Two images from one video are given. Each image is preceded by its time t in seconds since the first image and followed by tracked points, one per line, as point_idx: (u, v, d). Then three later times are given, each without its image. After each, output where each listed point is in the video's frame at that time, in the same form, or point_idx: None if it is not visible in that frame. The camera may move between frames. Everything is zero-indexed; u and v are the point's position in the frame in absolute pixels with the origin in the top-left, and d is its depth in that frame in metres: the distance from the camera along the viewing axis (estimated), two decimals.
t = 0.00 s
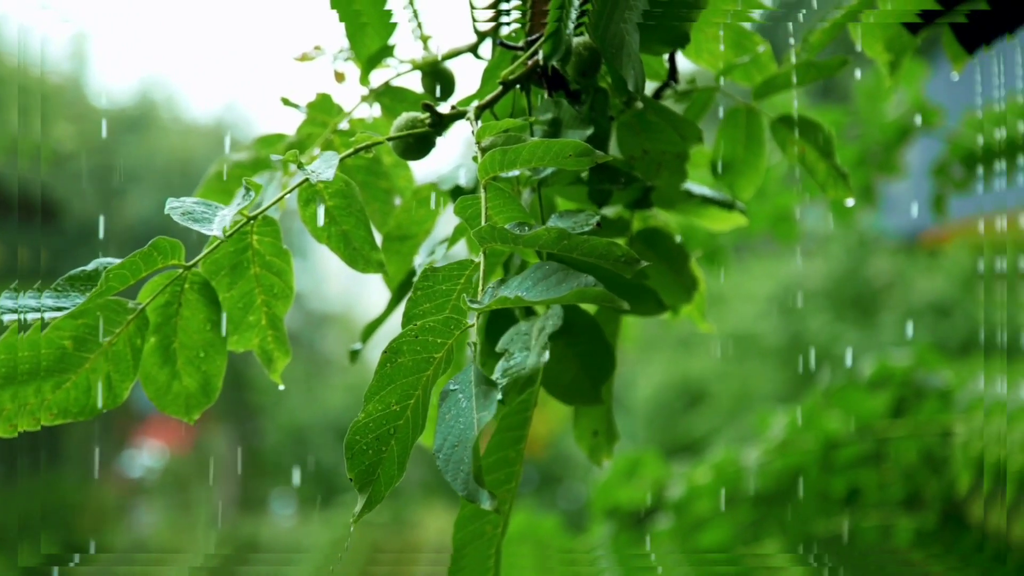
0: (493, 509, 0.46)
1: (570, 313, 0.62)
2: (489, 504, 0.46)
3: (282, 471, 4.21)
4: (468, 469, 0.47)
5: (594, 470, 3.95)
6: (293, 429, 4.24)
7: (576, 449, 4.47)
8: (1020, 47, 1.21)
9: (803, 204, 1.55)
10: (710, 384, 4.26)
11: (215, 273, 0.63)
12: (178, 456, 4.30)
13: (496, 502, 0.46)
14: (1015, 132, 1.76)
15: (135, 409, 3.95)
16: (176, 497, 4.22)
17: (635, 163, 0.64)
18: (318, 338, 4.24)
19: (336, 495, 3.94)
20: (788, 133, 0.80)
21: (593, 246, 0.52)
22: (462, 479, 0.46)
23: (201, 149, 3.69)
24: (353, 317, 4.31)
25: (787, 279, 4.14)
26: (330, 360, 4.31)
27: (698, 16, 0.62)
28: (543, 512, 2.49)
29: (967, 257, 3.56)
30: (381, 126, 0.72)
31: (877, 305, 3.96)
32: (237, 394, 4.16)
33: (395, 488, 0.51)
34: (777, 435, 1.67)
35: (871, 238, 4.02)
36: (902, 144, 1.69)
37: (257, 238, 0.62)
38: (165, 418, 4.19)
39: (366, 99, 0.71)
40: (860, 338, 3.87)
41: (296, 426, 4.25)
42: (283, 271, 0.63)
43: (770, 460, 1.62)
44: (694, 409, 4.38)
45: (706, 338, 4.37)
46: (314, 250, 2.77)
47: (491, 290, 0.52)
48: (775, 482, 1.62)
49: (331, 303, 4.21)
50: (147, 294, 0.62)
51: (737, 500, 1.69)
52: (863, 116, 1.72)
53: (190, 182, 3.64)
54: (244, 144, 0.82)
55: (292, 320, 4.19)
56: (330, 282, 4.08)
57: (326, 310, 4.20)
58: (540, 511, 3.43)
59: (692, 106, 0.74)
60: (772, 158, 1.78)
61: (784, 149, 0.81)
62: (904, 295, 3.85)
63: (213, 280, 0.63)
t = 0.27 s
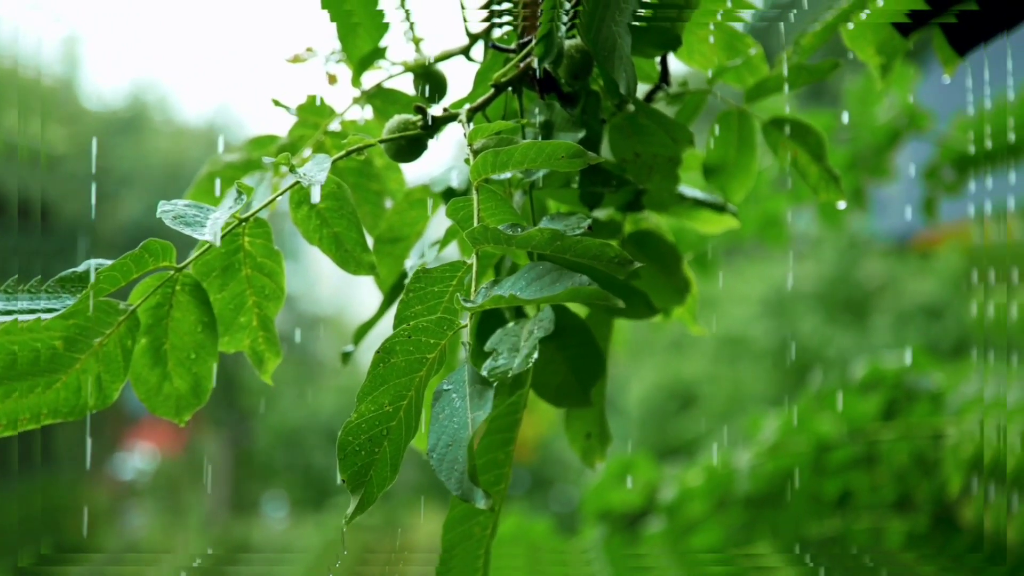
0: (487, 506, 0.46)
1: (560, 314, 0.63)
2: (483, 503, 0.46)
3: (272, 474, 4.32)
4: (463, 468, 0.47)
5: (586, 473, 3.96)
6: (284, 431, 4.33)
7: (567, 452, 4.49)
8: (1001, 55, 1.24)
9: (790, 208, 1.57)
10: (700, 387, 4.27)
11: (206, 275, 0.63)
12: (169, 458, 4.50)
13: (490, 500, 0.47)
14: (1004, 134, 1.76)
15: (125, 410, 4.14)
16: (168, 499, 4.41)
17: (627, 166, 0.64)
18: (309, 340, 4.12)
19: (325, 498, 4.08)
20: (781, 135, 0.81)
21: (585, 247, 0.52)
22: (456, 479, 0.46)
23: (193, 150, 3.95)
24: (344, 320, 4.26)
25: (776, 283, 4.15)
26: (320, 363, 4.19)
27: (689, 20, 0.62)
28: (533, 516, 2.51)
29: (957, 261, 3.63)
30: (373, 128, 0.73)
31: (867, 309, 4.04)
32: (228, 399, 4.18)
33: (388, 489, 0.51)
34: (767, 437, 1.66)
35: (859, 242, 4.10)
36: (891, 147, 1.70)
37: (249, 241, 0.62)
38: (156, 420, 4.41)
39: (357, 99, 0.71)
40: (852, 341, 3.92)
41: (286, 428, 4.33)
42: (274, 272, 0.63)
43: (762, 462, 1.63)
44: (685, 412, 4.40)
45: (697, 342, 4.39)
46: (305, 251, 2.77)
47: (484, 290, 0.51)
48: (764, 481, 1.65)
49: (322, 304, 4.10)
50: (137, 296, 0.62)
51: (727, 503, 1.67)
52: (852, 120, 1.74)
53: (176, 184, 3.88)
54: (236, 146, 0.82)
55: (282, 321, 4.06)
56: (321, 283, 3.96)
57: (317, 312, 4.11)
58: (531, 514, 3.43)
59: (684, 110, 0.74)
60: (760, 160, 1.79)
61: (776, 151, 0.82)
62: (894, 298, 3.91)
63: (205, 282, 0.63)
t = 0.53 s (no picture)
0: (479, 513, 0.45)
1: (554, 316, 0.62)
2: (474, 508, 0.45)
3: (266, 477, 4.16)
4: (453, 475, 0.46)
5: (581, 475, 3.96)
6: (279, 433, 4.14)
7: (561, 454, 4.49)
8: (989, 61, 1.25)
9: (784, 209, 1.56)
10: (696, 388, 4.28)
11: (200, 277, 0.63)
12: (162, 459, 4.45)
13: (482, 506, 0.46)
14: (999, 136, 1.76)
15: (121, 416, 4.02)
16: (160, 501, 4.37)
17: (620, 168, 0.64)
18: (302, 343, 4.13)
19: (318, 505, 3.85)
20: (773, 138, 0.81)
21: (579, 249, 0.52)
22: (446, 483, 0.46)
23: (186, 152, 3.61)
24: (338, 322, 4.16)
25: (770, 286, 4.16)
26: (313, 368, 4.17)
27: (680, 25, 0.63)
28: (528, 519, 2.52)
29: (952, 263, 3.68)
30: (366, 130, 0.73)
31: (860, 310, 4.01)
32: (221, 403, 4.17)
33: (382, 493, 0.51)
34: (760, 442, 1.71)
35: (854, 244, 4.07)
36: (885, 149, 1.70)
37: (243, 243, 0.63)
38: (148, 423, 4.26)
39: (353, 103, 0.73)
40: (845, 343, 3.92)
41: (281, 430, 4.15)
42: (267, 275, 0.64)
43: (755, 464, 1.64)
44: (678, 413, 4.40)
45: (691, 344, 4.39)
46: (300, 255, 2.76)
47: (477, 294, 0.51)
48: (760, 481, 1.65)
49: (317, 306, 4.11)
50: (130, 299, 0.62)
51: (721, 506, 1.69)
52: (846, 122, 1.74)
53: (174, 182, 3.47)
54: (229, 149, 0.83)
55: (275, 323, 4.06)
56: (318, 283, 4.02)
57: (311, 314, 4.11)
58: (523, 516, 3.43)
59: (677, 111, 0.75)
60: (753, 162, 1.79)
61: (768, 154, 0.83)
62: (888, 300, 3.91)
63: (198, 285, 0.64)
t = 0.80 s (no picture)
0: (473, 514, 0.46)
1: (546, 319, 0.63)
2: (469, 509, 0.46)
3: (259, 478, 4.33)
4: (449, 476, 0.46)
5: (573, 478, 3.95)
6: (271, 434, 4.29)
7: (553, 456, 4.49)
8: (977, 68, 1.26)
9: (776, 210, 1.57)
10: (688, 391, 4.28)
11: (192, 279, 0.63)
12: (155, 463, 4.25)
13: (476, 508, 0.46)
14: (988, 139, 1.77)
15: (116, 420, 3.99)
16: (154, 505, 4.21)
17: (613, 170, 0.64)
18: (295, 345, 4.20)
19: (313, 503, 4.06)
20: (765, 141, 0.82)
21: (572, 252, 0.51)
22: (442, 485, 0.46)
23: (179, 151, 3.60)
24: (330, 324, 4.20)
25: (763, 288, 4.19)
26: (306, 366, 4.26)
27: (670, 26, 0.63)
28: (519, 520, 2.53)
29: (944, 265, 3.73)
30: (358, 132, 0.73)
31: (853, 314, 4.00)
32: (214, 405, 4.22)
33: (374, 495, 0.51)
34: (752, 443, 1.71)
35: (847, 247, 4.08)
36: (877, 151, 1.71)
37: (235, 244, 0.63)
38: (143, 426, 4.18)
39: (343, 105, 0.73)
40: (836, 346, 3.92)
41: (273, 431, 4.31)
42: (259, 277, 0.64)
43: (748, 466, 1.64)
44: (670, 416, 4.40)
45: (684, 345, 4.40)
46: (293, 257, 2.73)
47: (470, 297, 0.51)
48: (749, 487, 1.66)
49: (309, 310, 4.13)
50: (123, 300, 0.63)
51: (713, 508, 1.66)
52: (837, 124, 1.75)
53: (166, 187, 3.43)
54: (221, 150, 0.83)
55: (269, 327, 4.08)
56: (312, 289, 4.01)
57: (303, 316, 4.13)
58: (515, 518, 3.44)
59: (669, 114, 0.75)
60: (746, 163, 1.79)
61: (761, 156, 0.83)
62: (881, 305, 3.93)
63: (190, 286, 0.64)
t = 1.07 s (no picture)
0: (461, 516, 0.45)
1: (538, 321, 0.63)
2: (457, 512, 0.45)
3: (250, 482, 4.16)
4: (436, 477, 0.46)
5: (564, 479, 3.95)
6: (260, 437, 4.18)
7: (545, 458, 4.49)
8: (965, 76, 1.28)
9: (770, 210, 1.58)
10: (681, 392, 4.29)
11: (184, 281, 0.63)
12: (145, 464, 4.26)
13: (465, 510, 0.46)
14: (981, 142, 1.78)
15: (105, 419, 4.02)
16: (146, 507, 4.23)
17: (605, 172, 0.64)
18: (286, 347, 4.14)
19: (304, 506, 3.80)
20: (757, 143, 0.82)
21: (563, 254, 0.51)
22: (430, 486, 0.46)
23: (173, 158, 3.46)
24: (321, 325, 4.12)
25: (755, 290, 4.23)
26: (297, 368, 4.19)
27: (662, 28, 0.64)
28: (513, 523, 2.55)
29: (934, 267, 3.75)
30: (351, 135, 0.74)
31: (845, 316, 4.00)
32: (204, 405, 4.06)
33: (364, 496, 0.51)
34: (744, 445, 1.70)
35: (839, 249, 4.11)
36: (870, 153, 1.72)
37: (227, 246, 0.63)
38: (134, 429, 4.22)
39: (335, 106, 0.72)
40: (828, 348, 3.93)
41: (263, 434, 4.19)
42: (251, 279, 0.64)
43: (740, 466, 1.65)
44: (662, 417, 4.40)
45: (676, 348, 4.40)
46: (286, 258, 2.70)
47: (461, 298, 0.51)
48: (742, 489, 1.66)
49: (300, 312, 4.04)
50: (114, 302, 0.63)
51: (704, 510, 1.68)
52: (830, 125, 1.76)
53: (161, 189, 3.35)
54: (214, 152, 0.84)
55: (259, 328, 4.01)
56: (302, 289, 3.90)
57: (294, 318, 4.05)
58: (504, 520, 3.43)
59: (661, 116, 0.76)
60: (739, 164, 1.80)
61: (753, 158, 0.83)
62: (872, 306, 3.91)
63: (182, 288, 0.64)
